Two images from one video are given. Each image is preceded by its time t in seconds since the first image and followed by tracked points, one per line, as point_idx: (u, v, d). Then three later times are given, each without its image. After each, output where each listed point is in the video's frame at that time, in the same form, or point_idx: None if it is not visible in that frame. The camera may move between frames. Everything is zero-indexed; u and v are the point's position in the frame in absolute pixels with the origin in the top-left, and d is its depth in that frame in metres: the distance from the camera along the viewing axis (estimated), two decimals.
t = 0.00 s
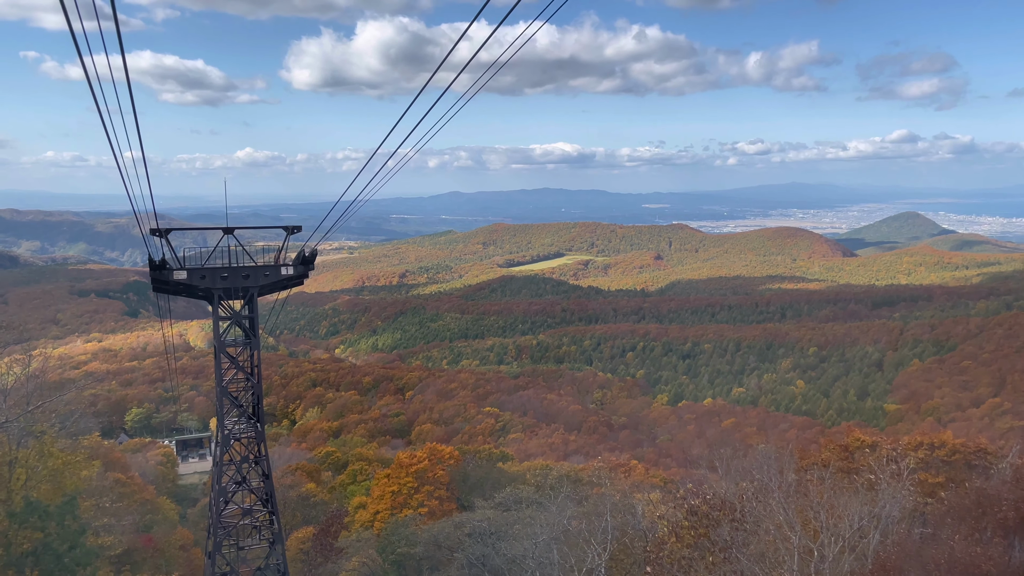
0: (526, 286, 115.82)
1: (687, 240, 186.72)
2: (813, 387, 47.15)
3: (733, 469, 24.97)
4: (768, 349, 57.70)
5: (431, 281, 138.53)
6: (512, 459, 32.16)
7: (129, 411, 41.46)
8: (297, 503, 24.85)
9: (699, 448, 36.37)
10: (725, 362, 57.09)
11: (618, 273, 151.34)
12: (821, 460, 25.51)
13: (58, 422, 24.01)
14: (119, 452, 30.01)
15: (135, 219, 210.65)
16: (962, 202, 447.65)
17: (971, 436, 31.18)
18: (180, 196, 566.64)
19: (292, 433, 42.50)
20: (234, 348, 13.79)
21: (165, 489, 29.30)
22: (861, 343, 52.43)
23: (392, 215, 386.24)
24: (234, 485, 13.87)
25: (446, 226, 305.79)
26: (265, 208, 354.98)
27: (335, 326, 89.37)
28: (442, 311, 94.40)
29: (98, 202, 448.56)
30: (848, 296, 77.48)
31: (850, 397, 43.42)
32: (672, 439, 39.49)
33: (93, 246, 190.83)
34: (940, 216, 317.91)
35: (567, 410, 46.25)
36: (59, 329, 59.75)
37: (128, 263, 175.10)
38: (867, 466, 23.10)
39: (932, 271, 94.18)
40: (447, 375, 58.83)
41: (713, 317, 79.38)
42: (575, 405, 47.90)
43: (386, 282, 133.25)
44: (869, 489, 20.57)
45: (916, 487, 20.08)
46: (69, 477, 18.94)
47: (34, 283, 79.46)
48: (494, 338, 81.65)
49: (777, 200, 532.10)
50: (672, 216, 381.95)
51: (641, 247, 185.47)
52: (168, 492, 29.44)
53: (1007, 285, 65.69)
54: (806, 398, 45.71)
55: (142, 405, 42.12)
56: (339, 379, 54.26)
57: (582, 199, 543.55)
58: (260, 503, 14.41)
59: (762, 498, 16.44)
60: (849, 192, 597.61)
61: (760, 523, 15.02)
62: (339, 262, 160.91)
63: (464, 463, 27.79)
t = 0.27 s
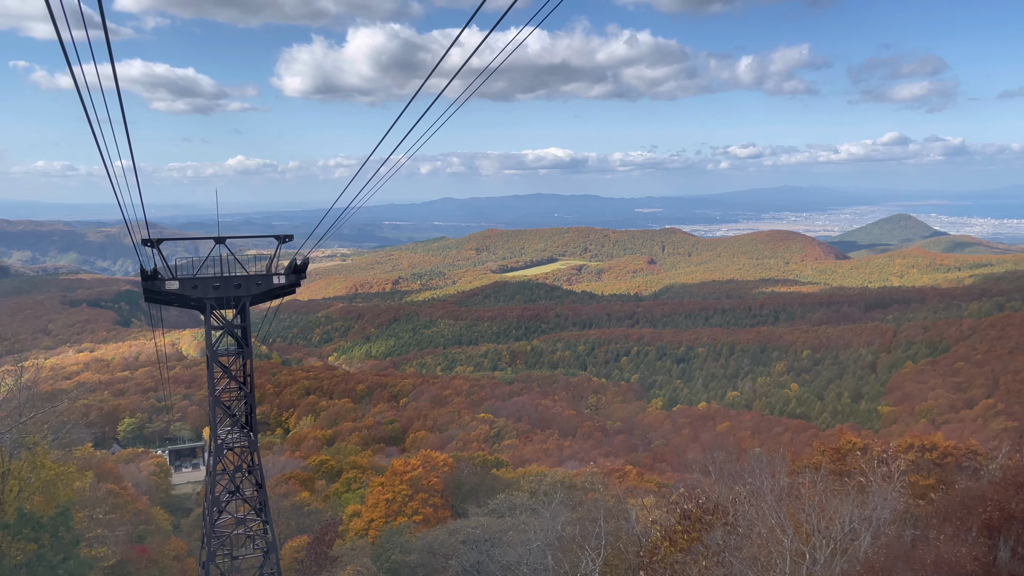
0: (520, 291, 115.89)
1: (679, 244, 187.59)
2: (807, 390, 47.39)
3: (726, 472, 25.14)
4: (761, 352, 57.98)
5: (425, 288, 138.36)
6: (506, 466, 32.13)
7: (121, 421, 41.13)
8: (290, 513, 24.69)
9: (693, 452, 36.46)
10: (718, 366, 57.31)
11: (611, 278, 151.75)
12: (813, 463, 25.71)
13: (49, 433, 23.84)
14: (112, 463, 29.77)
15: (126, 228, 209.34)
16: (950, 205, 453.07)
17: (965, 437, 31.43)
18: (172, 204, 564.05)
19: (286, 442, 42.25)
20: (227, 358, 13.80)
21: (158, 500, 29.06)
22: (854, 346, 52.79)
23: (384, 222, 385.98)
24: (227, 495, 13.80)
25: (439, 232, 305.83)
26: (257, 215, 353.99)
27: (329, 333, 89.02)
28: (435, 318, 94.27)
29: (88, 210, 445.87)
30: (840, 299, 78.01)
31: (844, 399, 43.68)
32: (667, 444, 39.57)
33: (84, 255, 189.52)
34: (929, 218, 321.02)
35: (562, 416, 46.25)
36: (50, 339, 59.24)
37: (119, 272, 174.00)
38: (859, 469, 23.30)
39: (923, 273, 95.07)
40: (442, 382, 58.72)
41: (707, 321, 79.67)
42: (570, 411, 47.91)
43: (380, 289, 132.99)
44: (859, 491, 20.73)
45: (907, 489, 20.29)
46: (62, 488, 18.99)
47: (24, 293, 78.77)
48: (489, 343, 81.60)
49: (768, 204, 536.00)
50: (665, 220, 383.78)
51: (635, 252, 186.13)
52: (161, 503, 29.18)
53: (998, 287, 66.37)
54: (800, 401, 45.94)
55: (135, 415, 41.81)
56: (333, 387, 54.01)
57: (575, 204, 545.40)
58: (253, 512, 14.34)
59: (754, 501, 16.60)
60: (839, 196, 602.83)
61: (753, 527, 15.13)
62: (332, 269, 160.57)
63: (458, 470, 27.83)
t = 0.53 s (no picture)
0: (517, 297, 115.93)
1: (676, 248, 188.08)
2: (804, 393, 47.51)
3: (722, 477, 25.19)
4: (759, 356, 58.11)
5: (422, 294, 138.28)
6: (504, 472, 32.09)
7: (119, 430, 40.98)
8: (289, 521, 24.59)
9: (691, 457, 36.50)
10: (716, 370, 57.41)
11: (609, 283, 151.96)
12: (808, 467, 25.83)
13: (46, 443, 23.74)
14: (109, 472, 29.67)
15: (122, 236, 208.87)
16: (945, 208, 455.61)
17: (963, 439, 31.54)
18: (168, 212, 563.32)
19: (283, 450, 42.11)
20: (224, 366, 13.81)
21: (157, 509, 28.95)
22: (851, 349, 52.97)
23: (381, 228, 386.12)
24: (225, 503, 13.77)
25: (436, 239, 305.96)
26: (254, 223, 353.93)
27: (326, 340, 88.83)
28: (433, 324, 94.19)
29: (84, 219, 444.75)
30: (837, 302, 78.26)
31: (841, 402, 43.80)
32: (666, 448, 39.58)
33: (80, 264, 189.17)
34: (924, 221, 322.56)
35: (560, 421, 46.22)
36: (46, 348, 59.01)
37: (115, 281, 173.51)
38: (853, 472, 23.39)
39: (919, 276, 95.43)
40: (439, 388, 58.61)
41: (704, 325, 79.80)
42: (568, 416, 47.87)
43: (377, 295, 132.90)
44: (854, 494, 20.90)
45: (902, 492, 20.35)
46: (60, 498, 18.97)
47: (20, 302, 78.50)
48: (486, 349, 81.53)
49: (764, 208, 538.31)
50: (661, 225, 385.00)
51: (632, 256, 186.49)
52: (159, 512, 29.04)
53: (993, 288, 66.65)
54: (798, 405, 46.05)
55: (132, 424, 41.67)
56: (330, 395, 53.91)
57: (572, 209, 546.73)
58: (251, 521, 14.29)
59: (749, 505, 16.80)
60: (834, 199, 605.58)
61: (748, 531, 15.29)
62: (328, 276, 160.41)
63: (456, 477, 27.80)
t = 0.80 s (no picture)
0: (518, 302, 116.00)
1: (676, 252, 188.19)
2: (806, 397, 47.43)
3: (722, 481, 25.12)
4: (760, 360, 58.06)
5: (423, 299, 138.41)
6: (506, 477, 32.05)
7: (120, 438, 41.00)
8: (291, 528, 24.57)
9: (693, 461, 36.41)
10: (717, 374, 57.34)
11: (609, 287, 152.05)
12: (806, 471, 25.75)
13: (48, 451, 23.75)
14: (111, 480, 29.68)
15: (123, 244, 209.45)
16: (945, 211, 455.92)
17: (965, 442, 31.44)
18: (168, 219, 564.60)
19: (285, 456, 42.08)
20: (225, 374, 13.84)
21: (159, 517, 28.85)
22: (852, 352, 52.90)
23: (382, 234, 386.80)
24: (226, 511, 13.76)
25: (436, 244, 306.44)
26: (255, 230, 354.67)
27: (327, 346, 88.86)
28: (434, 329, 94.23)
29: (85, 227, 445.98)
30: (838, 305, 78.25)
31: (843, 406, 43.72)
32: (667, 453, 39.49)
33: (81, 272, 189.72)
34: (925, 224, 322.63)
35: (561, 426, 46.14)
36: (48, 356, 59.07)
37: (117, 288, 173.84)
38: (852, 476, 23.32)
39: (920, 278, 95.42)
40: (440, 394, 58.58)
41: (705, 329, 79.77)
42: (569, 421, 47.80)
43: (378, 301, 133.08)
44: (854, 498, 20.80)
45: (901, 495, 20.23)
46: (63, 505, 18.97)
47: (21, 310, 78.63)
48: (487, 354, 81.54)
49: (765, 211, 538.77)
50: (662, 229, 385.67)
51: (632, 261, 186.65)
52: (161, 519, 28.96)
53: (994, 291, 66.62)
54: (799, 408, 45.98)
55: (133, 431, 41.69)
56: (332, 401, 53.91)
57: (572, 214, 547.21)
58: (252, 528, 14.29)
59: (749, 510, 16.60)
60: (835, 202, 606.00)
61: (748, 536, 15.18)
62: (329, 282, 160.69)
63: (458, 482, 27.79)
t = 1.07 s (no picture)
0: (523, 307, 115.99)
1: (681, 256, 187.86)
2: (812, 401, 47.19)
3: (725, 486, 25.09)
4: (765, 364, 57.82)
5: (428, 305, 138.59)
6: (511, 482, 32.00)
7: (126, 444, 41.18)
8: (297, 534, 24.67)
9: (699, 465, 36.27)
10: (722, 378, 57.12)
11: (614, 292, 151.84)
12: (810, 475, 25.71)
13: (55, 458, 23.88)
14: (117, 486, 29.83)
15: (129, 251, 210.76)
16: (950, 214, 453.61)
17: (972, 446, 31.20)
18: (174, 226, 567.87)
19: (290, 462, 42.15)
20: (230, 381, 13.94)
21: (164, 522, 28.83)
22: (858, 356, 52.62)
23: (386, 240, 387.75)
24: (232, 516, 13.81)
25: (441, 249, 306.92)
26: (260, 236, 356.19)
27: (332, 352, 89.06)
28: (439, 334, 94.32)
29: (92, 234, 449.03)
30: (843, 309, 77.91)
31: (849, 409, 43.46)
32: (673, 457, 39.34)
33: (88, 279, 191.02)
34: (931, 227, 320.98)
35: (567, 431, 46.06)
36: (54, 363, 59.40)
37: (123, 295, 174.80)
38: (856, 480, 23.29)
39: (926, 281, 94.91)
40: (445, 399, 58.57)
41: (710, 333, 79.55)
42: (575, 426, 47.67)
43: (383, 306, 133.35)
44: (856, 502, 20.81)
45: (904, 499, 20.25)
46: (69, 512, 18.94)
47: (28, 317, 79.22)
48: (492, 359, 81.53)
49: (769, 215, 537.67)
50: (666, 233, 385.19)
51: (637, 265, 186.44)
52: (167, 525, 28.92)
53: (1001, 293, 66.20)
54: (805, 412, 45.75)
55: (139, 437, 41.88)
56: (337, 406, 54.04)
57: (576, 218, 547.52)
58: (258, 534, 14.33)
59: (752, 514, 16.70)
60: (840, 205, 604.09)
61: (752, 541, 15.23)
62: (334, 287, 161.11)
63: (463, 487, 27.78)
